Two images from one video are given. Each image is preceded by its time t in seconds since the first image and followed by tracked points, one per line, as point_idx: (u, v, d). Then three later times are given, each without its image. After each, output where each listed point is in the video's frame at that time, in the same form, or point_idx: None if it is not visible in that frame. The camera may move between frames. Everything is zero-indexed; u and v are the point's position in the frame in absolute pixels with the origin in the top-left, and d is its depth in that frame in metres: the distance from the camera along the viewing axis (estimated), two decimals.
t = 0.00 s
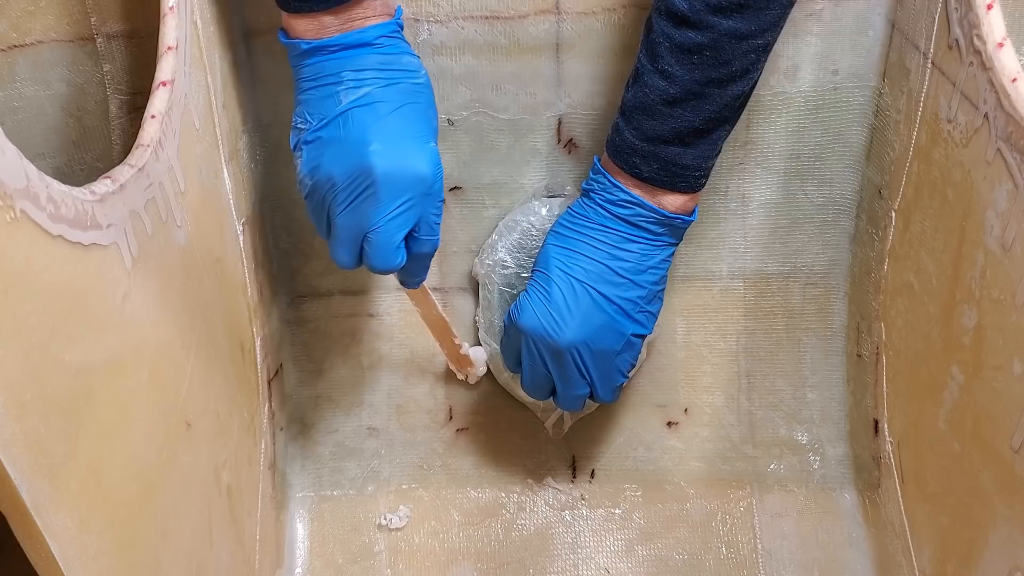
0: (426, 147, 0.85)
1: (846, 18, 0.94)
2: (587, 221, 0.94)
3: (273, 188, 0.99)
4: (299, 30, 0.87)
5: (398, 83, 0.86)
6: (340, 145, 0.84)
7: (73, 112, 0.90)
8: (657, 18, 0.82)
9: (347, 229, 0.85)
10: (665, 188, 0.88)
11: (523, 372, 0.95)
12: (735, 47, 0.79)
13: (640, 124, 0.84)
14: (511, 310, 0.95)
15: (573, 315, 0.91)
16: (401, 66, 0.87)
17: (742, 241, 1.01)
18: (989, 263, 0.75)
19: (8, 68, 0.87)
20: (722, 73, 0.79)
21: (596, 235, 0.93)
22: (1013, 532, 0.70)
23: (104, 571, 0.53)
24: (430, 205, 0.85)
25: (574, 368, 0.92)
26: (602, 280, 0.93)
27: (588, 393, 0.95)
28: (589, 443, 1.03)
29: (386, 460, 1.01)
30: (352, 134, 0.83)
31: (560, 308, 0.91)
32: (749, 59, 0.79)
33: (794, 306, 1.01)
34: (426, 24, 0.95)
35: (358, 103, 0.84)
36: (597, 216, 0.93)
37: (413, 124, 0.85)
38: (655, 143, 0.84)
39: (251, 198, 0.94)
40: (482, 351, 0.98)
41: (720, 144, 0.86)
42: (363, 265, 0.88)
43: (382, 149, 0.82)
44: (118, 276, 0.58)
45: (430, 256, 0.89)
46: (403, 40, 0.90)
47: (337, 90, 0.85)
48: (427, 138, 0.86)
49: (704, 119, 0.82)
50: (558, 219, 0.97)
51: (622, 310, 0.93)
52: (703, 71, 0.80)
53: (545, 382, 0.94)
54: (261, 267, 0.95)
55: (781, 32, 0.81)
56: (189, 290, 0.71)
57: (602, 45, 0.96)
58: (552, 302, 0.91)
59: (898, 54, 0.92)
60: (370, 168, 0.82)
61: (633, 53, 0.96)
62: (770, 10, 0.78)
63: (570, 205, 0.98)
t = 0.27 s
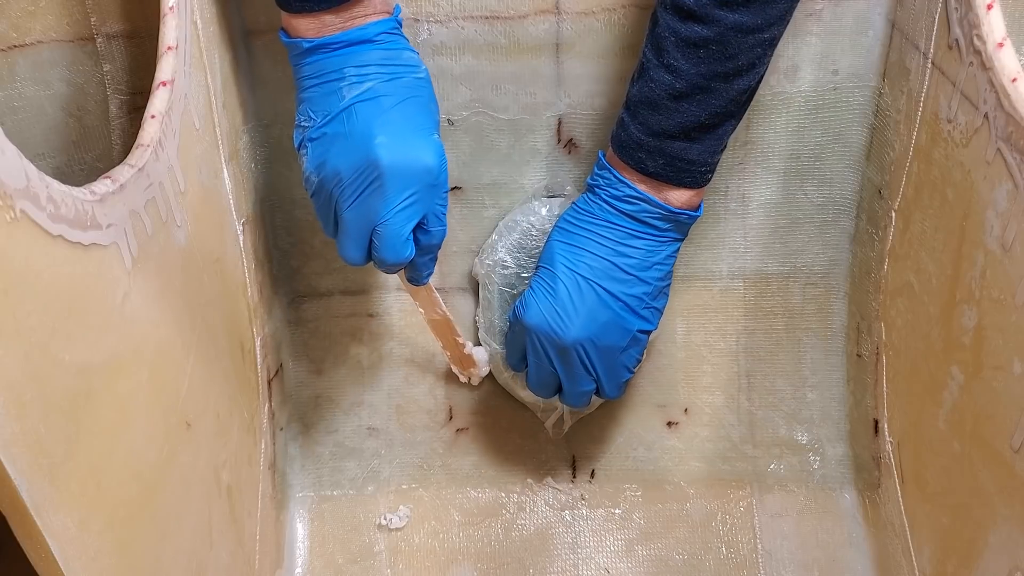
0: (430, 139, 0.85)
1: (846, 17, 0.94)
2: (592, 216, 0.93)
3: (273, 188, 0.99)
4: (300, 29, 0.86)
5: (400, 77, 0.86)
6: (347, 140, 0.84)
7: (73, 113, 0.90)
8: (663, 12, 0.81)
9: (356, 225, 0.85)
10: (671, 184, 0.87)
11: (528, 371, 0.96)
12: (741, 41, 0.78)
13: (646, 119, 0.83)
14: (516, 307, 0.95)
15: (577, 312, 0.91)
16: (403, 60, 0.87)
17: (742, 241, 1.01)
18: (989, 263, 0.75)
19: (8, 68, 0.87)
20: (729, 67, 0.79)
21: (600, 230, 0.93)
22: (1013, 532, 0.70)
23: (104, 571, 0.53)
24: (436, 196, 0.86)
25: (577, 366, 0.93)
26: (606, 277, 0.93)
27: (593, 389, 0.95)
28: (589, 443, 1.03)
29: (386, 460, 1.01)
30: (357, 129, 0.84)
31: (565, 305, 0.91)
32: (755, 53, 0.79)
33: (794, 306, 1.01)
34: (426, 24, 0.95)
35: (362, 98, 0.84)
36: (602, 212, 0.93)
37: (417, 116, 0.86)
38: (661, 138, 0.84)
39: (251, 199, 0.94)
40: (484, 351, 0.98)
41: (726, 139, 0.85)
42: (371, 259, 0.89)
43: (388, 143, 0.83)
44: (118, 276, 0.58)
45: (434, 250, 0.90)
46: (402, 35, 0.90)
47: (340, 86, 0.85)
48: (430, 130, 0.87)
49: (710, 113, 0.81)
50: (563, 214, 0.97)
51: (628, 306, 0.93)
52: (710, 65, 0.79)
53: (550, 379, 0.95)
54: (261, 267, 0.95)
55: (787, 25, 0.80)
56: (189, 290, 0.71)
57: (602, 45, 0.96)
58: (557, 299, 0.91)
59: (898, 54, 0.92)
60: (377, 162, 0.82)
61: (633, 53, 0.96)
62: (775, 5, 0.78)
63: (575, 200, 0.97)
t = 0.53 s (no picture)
0: (427, 130, 0.86)
1: (846, 17, 0.94)
2: (596, 213, 0.93)
3: (273, 188, 0.99)
4: (298, 19, 0.86)
5: (397, 67, 0.86)
6: (345, 133, 0.85)
7: (73, 113, 0.90)
8: (667, 6, 0.82)
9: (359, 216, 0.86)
10: (674, 179, 0.87)
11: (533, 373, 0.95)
12: (746, 34, 0.78)
13: (649, 113, 0.83)
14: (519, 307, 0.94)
15: (582, 310, 0.91)
16: (400, 50, 0.87)
17: (742, 241, 1.01)
18: (989, 263, 0.75)
19: (8, 68, 0.87)
20: (733, 61, 0.79)
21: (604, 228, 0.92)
22: (1013, 532, 0.70)
23: (104, 571, 0.52)
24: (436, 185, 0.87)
25: (584, 365, 0.93)
26: (610, 274, 0.93)
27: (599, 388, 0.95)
28: (589, 443, 1.03)
29: (386, 460, 1.01)
30: (354, 123, 0.84)
31: (570, 305, 0.91)
32: (759, 47, 0.79)
33: (794, 306, 1.01)
34: (426, 24, 0.95)
35: (358, 92, 0.85)
36: (606, 209, 0.92)
37: (414, 107, 0.86)
38: (665, 133, 0.84)
39: (251, 199, 0.94)
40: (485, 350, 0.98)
41: (730, 135, 0.85)
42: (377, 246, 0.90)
43: (385, 136, 0.83)
44: (118, 276, 0.58)
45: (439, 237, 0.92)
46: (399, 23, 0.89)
47: (337, 79, 0.85)
48: (428, 119, 0.87)
49: (714, 108, 0.81)
50: (565, 212, 0.97)
51: (633, 303, 0.93)
52: (713, 58, 0.79)
53: (557, 379, 0.94)
54: (261, 267, 0.95)
55: (791, 19, 0.80)
56: (189, 290, 0.71)
57: (602, 45, 0.96)
58: (561, 298, 0.91)
59: (898, 54, 0.92)
60: (375, 156, 0.83)
61: (633, 53, 0.96)
62: None
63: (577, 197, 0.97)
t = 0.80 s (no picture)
0: (429, 130, 0.86)
1: (846, 17, 0.94)
2: (601, 205, 0.92)
3: (273, 188, 0.99)
4: (306, 9, 0.86)
5: (402, 65, 0.86)
6: (348, 132, 0.85)
7: (73, 113, 0.90)
8: None
9: (363, 212, 0.87)
10: (681, 169, 0.86)
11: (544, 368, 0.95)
12: (755, 20, 0.77)
13: (656, 101, 0.82)
14: (526, 302, 0.93)
15: (590, 302, 0.91)
16: (405, 46, 0.86)
17: (742, 241, 1.01)
18: (989, 263, 0.75)
19: (8, 68, 0.87)
20: (742, 47, 0.79)
21: (611, 219, 0.92)
22: (1013, 532, 0.70)
23: (104, 571, 0.53)
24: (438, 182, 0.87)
25: (596, 356, 0.92)
26: (618, 266, 0.92)
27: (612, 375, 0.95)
28: (589, 443, 1.03)
29: (386, 460, 1.01)
30: (357, 123, 0.85)
31: (578, 298, 0.90)
32: (769, 33, 0.78)
33: (794, 306, 1.01)
34: (426, 24, 0.95)
35: (362, 91, 0.85)
36: (611, 200, 0.92)
37: (418, 106, 0.86)
38: (671, 121, 0.83)
39: (251, 198, 0.94)
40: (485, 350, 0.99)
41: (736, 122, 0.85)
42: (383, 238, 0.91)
43: (386, 139, 0.84)
44: (118, 276, 0.58)
45: (449, 225, 0.93)
46: (407, 16, 0.89)
47: (342, 77, 0.86)
48: (433, 118, 0.87)
49: (722, 95, 0.81)
50: (569, 203, 0.96)
51: (642, 293, 0.93)
52: (722, 45, 0.79)
53: (569, 374, 0.94)
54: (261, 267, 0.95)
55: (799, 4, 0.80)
56: (189, 290, 0.71)
57: (602, 45, 0.96)
58: (570, 292, 0.91)
59: (898, 54, 0.92)
60: (375, 159, 0.83)
61: (633, 53, 0.96)
62: None
63: (580, 188, 0.96)
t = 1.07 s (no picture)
0: (426, 125, 0.86)
1: (846, 17, 0.94)
2: (601, 198, 0.92)
3: (273, 188, 0.99)
4: None
5: (399, 59, 0.86)
6: (344, 126, 0.85)
7: (73, 113, 0.90)
8: None
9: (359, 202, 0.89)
10: (682, 159, 0.86)
11: (551, 362, 0.95)
12: (757, 9, 0.77)
13: (657, 91, 0.82)
14: (530, 298, 0.93)
15: (597, 297, 0.90)
16: (403, 39, 0.86)
17: (742, 242, 1.01)
18: (989, 263, 0.75)
19: (8, 67, 0.87)
20: (744, 36, 0.78)
21: (612, 212, 0.91)
22: (1014, 532, 0.70)
23: (104, 571, 0.52)
24: (433, 176, 0.87)
25: (605, 348, 0.92)
26: (621, 258, 0.92)
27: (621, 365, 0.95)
28: (589, 443, 1.03)
29: (386, 460, 1.01)
30: (353, 118, 0.85)
31: (584, 291, 0.90)
32: (771, 21, 0.78)
33: (794, 306, 1.01)
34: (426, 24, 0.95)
35: (359, 85, 0.85)
36: (612, 193, 0.91)
37: (415, 102, 0.86)
38: (673, 112, 0.83)
39: (251, 198, 0.94)
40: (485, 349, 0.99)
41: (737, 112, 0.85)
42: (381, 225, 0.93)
43: (381, 136, 0.84)
44: (118, 276, 0.58)
45: (449, 212, 0.94)
46: (408, 8, 0.88)
47: (340, 69, 0.85)
48: (429, 113, 0.87)
49: (724, 84, 0.80)
50: (568, 197, 0.95)
51: (647, 283, 0.93)
52: (724, 34, 0.79)
53: (577, 368, 0.94)
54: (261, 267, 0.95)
55: None
56: (189, 290, 0.71)
57: (601, 45, 0.96)
58: (575, 288, 0.90)
59: (898, 55, 0.92)
60: (369, 155, 0.83)
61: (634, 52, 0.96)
62: None
63: (578, 182, 0.95)
